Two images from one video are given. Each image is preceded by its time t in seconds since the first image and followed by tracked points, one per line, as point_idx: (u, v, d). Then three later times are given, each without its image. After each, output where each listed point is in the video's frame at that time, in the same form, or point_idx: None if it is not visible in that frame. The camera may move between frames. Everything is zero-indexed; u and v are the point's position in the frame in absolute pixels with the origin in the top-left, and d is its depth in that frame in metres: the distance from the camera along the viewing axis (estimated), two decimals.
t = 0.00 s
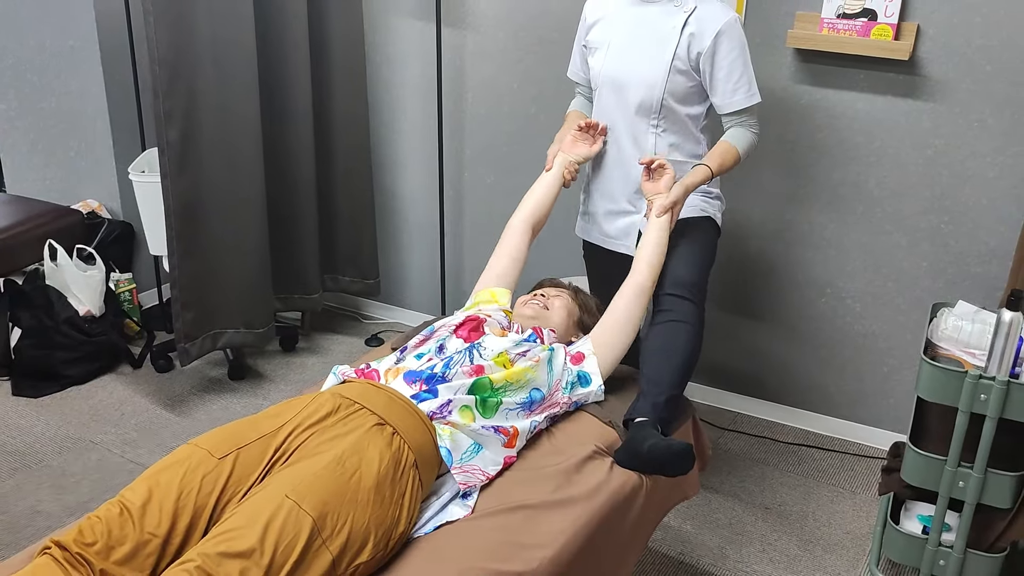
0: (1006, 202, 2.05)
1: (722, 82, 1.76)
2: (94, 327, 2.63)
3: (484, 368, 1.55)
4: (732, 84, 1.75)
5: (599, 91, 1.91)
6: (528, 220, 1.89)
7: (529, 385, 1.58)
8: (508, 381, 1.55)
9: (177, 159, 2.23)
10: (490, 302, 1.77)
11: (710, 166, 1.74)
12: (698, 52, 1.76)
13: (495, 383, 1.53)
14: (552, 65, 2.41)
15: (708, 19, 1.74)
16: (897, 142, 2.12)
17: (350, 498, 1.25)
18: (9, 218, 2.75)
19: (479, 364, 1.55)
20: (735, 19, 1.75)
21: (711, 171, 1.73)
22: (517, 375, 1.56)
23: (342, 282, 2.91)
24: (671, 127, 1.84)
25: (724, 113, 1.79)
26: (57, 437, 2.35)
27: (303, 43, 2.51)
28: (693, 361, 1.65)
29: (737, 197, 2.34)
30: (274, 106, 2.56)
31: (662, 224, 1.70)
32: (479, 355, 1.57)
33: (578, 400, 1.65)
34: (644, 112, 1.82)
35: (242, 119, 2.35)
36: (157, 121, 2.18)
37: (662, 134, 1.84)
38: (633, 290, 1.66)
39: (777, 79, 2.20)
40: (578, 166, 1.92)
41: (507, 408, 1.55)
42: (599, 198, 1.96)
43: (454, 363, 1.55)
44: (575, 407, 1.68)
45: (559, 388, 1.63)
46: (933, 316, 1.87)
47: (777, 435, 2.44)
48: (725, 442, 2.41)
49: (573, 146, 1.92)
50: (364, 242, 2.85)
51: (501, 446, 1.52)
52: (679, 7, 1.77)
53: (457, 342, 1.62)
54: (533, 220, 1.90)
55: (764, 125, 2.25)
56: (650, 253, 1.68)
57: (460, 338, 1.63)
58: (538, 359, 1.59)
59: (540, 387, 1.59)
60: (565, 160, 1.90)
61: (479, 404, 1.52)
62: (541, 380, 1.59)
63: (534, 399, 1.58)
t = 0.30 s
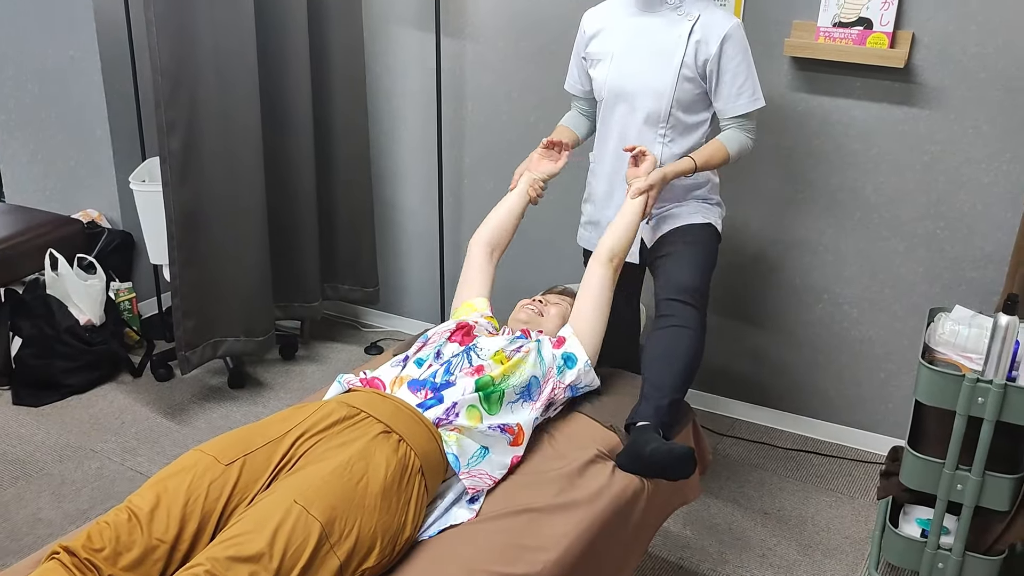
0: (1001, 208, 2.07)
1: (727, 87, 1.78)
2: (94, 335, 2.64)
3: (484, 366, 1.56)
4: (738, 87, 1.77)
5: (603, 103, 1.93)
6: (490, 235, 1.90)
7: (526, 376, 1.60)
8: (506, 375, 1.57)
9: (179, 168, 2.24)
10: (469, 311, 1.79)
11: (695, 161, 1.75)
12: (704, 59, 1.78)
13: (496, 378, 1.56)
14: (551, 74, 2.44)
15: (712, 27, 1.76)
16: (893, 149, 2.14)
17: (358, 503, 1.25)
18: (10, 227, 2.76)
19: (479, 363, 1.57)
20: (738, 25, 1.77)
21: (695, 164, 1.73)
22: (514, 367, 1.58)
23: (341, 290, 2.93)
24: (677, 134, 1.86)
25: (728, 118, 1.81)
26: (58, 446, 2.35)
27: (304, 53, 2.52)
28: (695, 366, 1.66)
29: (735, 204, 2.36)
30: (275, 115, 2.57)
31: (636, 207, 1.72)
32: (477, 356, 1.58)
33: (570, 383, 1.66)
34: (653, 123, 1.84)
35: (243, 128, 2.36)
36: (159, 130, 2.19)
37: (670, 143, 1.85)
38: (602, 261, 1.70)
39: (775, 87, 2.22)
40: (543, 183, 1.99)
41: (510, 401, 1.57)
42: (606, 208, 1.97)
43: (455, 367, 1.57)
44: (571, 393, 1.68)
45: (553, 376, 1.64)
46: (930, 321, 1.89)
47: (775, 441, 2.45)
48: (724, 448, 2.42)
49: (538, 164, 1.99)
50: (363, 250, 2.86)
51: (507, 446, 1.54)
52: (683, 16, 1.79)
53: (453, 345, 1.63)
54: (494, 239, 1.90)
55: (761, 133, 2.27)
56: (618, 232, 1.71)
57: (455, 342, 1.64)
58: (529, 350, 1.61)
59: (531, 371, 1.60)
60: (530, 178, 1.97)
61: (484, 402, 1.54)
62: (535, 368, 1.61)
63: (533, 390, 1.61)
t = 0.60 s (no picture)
0: (989, 220, 2.10)
1: (714, 105, 1.81)
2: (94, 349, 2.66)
3: (483, 383, 1.59)
4: (724, 106, 1.80)
5: (593, 117, 1.97)
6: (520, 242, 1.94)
7: (525, 399, 1.62)
8: (506, 397, 1.59)
9: (179, 183, 2.27)
10: (484, 324, 1.81)
11: (701, 184, 1.77)
12: (690, 77, 1.81)
13: (494, 396, 1.57)
14: (546, 90, 2.47)
15: (699, 46, 1.80)
16: (882, 162, 2.17)
17: (355, 513, 1.28)
18: (10, 243, 2.75)
19: (478, 380, 1.59)
20: (725, 45, 1.80)
21: (700, 188, 1.76)
22: (514, 389, 1.60)
23: (339, 303, 2.95)
24: (664, 150, 1.89)
25: (719, 135, 1.84)
26: (58, 459, 2.37)
27: (302, 69, 2.56)
28: (687, 374, 1.69)
29: (728, 217, 2.39)
30: (274, 130, 2.60)
31: (650, 237, 1.73)
32: (477, 371, 1.61)
33: (573, 414, 1.71)
34: (639, 137, 1.88)
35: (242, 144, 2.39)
36: (159, 146, 2.22)
37: (656, 159, 1.89)
38: (622, 297, 1.71)
39: (766, 102, 2.25)
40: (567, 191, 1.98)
41: (507, 421, 1.59)
42: (594, 220, 2.00)
43: (454, 381, 1.59)
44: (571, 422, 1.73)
45: (554, 403, 1.68)
46: (920, 332, 1.91)
47: (769, 451, 2.48)
48: (719, 458, 2.44)
49: (562, 171, 1.97)
50: (360, 264, 2.88)
51: (501, 463, 1.56)
52: (671, 34, 1.82)
53: (455, 359, 1.66)
54: (523, 243, 1.95)
55: (753, 147, 2.30)
56: (635, 271, 1.71)
57: (458, 355, 1.67)
58: (534, 372, 1.64)
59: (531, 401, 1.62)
60: (554, 186, 1.97)
61: (481, 419, 1.56)
62: (537, 395, 1.64)
63: (531, 412, 1.62)
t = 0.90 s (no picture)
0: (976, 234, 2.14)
1: (707, 121, 1.85)
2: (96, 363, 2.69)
3: (472, 392, 1.62)
4: (717, 122, 1.84)
5: (585, 136, 2.00)
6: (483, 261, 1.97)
7: (515, 402, 1.66)
8: (495, 401, 1.63)
9: (179, 200, 2.31)
10: (460, 339, 1.84)
11: (686, 188, 1.81)
12: (682, 94, 1.85)
13: (483, 404, 1.61)
14: (540, 107, 2.52)
15: (690, 63, 1.84)
16: (870, 178, 2.21)
17: (349, 521, 1.31)
18: (13, 259, 2.79)
19: (466, 389, 1.63)
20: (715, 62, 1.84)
21: (684, 193, 1.80)
22: (502, 394, 1.64)
23: (337, 317, 2.99)
24: (657, 166, 1.93)
25: (712, 150, 1.87)
26: (60, 472, 2.41)
27: (301, 88, 2.60)
28: (677, 383, 1.72)
29: (720, 231, 2.43)
30: (273, 147, 2.65)
31: (628, 233, 1.76)
32: (464, 381, 1.64)
33: (558, 410, 1.72)
34: (632, 154, 1.91)
35: (243, 161, 2.44)
36: (160, 163, 2.27)
37: (651, 175, 1.93)
38: (598, 288, 1.74)
39: (756, 118, 2.30)
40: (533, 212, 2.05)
41: (497, 426, 1.63)
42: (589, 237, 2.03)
43: (443, 392, 1.63)
44: (559, 419, 1.74)
45: (541, 403, 1.70)
46: (907, 345, 1.95)
47: (762, 463, 2.51)
48: (712, 470, 2.47)
49: (528, 192, 2.06)
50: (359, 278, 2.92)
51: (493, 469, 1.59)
52: (662, 53, 1.86)
53: (443, 371, 1.70)
54: (486, 263, 1.97)
55: (744, 163, 2.34)
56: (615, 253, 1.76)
57: (445, 368, 1.71)
58: (518, 377, 1.67)
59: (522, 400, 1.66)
60: (520, 206, 2.03)
61: (472, 425, 1.59)
62: (524, 396, 1.67)
63: (520, 415, 1.66)
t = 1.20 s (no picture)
0: (964, 243, 2.19)
1: (694, 135, 1.90)
2: (102, 373, 2.74)
3: (474, 399, 1.67)
4: (703, 136, 1.89)
5: (573, 149, 2.05)
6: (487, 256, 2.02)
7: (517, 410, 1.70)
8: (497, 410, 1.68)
9: (185, 211, 2.36)
10: (467, 347, 1.90)
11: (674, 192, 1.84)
12: (669, 110, 1.91)
13: (484, 411, 1.66)
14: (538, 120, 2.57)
15: (677, 80, 1.90)
16: (861, 188, 2.26)
17: (351, 521, 1.35)
18: (17, 271, 2.72)
19: (469, 396, 1.68)
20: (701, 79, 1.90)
21: (673, 195, 1.83)
22: (504, 404, 1.68)
23: (339, 327, 3.03)
24: (645, 180, 1.98)
25: (697, 163, 1.92)
26: (66, 480, 2.45)
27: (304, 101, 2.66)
28: (669, 386, 1.75)
29: (714, 241, 2.48)
30: (276, 160, 2.70)
31: (619, 236, 1.80)
32: (468, 388, 1.70)
33: (559, 425, 1.77)
34: (620, 168, 1.96)
35: (247, 173, 2.49)
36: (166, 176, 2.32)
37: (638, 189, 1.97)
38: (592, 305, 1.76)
39: (749, 130, 2.34)
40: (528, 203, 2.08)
41: (497, 435, 1.66)
42: (579, 248, 2.07)
43: (447, 396, 1.68)
44: (559, 433, 1.80)
45: (542, 418, 1.75)
46: (897, 351, 1.99)
47: (758, 469, 2.54)
48: (708, 476, 2.51)
49: (520, 185, 2.09)
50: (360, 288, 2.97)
51: (491, 474, 1.63)
52: (649, 69, 1.91)
53: (446, 377, 1.75)
54: (487, 260, 2.02)
55: (738, 174, 2.39)
56: (602, 273, 1.79)
57: (449, 374, 1.76)
58: (523, 389, 1.73)
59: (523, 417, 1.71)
60: (514, 199, 2.06)
61: (473, 432, 1.64)
62: (527, 409, 1.71)
63: (520, 427, 1.70)
